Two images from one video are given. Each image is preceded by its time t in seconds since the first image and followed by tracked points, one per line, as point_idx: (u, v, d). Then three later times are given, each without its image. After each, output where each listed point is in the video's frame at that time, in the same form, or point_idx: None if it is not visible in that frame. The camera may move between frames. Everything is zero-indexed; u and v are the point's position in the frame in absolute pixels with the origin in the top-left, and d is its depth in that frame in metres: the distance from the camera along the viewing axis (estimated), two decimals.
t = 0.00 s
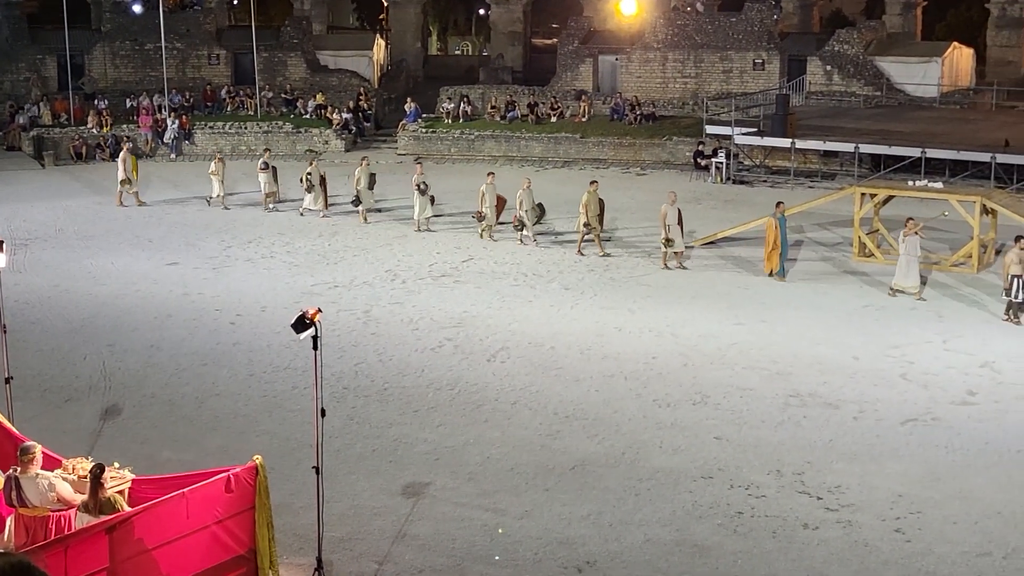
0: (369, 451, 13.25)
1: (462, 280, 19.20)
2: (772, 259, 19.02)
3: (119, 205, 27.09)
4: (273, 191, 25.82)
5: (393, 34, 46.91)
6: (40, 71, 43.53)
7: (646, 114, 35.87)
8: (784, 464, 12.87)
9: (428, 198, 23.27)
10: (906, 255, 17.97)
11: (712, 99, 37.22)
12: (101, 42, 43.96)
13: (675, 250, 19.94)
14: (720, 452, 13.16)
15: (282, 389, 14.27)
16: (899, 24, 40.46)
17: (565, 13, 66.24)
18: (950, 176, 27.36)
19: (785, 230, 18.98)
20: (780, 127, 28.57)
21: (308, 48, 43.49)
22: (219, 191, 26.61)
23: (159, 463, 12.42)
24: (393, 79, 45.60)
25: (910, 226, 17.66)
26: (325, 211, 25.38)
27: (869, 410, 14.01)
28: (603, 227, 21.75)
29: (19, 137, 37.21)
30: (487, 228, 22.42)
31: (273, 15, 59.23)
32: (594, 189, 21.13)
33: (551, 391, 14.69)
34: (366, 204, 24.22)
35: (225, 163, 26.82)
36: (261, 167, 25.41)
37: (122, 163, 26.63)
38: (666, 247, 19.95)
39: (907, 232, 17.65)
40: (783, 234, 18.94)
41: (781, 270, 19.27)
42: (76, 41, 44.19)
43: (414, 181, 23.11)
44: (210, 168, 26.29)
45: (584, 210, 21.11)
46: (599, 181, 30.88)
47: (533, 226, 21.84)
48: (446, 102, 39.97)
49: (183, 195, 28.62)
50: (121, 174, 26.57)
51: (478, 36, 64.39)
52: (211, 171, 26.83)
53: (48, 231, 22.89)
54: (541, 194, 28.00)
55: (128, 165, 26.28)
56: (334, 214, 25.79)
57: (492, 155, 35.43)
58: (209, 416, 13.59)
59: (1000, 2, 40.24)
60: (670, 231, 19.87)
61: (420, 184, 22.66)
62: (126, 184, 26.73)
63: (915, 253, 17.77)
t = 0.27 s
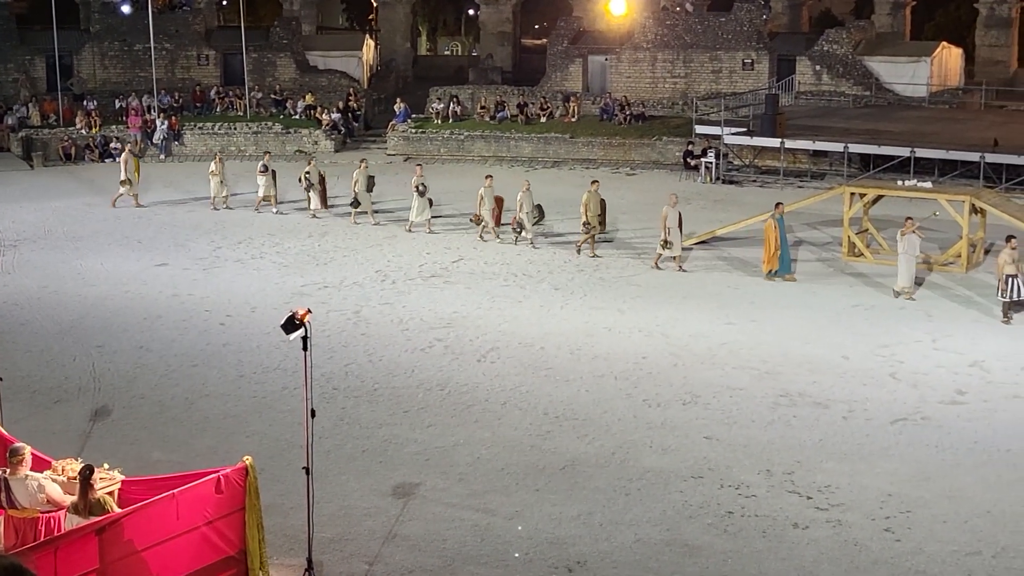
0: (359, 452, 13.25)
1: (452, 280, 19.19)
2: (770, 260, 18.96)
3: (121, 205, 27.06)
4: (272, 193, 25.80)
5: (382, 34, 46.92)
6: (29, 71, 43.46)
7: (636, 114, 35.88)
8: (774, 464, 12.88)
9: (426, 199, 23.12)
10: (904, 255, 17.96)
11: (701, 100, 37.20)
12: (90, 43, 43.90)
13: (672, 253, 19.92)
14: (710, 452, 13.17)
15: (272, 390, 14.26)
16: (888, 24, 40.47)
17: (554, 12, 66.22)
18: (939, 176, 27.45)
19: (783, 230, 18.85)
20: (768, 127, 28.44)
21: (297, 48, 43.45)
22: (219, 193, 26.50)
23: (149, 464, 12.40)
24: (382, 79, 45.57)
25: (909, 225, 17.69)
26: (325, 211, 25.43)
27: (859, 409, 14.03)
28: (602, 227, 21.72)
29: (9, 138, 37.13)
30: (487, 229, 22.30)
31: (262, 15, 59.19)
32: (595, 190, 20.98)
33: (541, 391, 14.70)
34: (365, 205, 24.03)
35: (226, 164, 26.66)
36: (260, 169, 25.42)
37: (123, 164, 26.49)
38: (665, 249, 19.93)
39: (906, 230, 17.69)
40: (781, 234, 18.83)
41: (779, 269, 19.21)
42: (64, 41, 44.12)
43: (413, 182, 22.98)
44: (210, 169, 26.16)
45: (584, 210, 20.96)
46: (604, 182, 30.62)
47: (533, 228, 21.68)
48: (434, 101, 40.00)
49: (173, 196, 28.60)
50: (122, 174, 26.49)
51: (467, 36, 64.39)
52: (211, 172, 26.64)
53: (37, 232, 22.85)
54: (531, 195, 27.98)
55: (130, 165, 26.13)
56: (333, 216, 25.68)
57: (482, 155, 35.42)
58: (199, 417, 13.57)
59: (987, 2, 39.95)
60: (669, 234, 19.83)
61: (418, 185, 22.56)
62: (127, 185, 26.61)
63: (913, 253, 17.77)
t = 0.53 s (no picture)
0: (345, 452, 13.24)
1: (438, 280, 19.20)
2: (766, 261, 18.92)
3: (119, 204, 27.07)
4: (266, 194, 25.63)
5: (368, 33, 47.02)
6: (12, 71, 43.35)
7: (621, 114, 35.96)
8: (759, 463, 12.89)
9: (421, 199, 23.03)
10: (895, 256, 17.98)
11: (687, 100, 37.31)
12: (74, 42, 43.82)
13: (665, 252, 19.84)
14: (695, 452, 13.18)
15: (258, 390, 14.25)
16: (873, 24, 40.48)
17: (539, 12, 66.25)
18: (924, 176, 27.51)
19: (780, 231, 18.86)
20: (753, 128, 28.38)
21: (282, 49, 43.44)
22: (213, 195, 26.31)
23: (134, 465, 12.38)
24: (368, 79, 45.59)
25: (898, 226, 17.74)
26: (319, 213, 25.18)
27: (844, 409, 14.05)
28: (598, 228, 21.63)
29: None
30: (482, 231, 22.23)
31: (247, 15, 59.20)
32: (589, 190, 20.93)
33: (526, 391, 14.70)
34: (359, 206, 23.85)
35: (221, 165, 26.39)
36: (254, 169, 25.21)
37: (119, 163, 26.50)
38: (659, 248, 19.82)
39: (895, 231, 17.75)
40: (779, 235, 18.81)
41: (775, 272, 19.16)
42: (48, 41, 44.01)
43: (407, 183, 22.91)
44: (206, 171, 26.01)
45: (578, 211, 20.90)
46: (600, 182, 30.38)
47: (528, 229, 21.59)
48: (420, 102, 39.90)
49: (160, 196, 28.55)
50: (119, 173, 26.48)
51: (451, 36, 64.51)
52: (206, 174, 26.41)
53: (22, 233, 22.81)
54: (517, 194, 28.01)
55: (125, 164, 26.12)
56: (327, 217, 25.46)
57: (467, 155, 35.46)
58: (185, 417, 13.55)
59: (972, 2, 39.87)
60: (663, 233, 19.79)
61: (412, 186, 22.51)
62: (122, 183, 26.59)
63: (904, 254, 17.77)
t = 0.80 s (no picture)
0: (321, 452, 13.22)
1: (415, 280, 19.19)
2: (753, 262, 18.87)
3: (100, 205, 26.87)
4: (252, 195, 25.39)
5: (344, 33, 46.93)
6: None
7: (598, 114, 35.99)
8: (736, 463, 12.92)
9: (406, 200, 22.93)
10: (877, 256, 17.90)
11: (663, 100, 37.34)
12: (49, 42, 43.65)
13: (653, 255, 19.73)
14: (672, 451, 13.19)
15: (233, 391, 14.22)
16: (848, 24, 40.59)
17: (516, 13, 66.32)
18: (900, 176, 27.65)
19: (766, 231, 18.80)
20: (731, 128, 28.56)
21: (258, 48, 43.36)
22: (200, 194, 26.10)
23: (109, 466, 12.33)
24: (343, 79, 45.52)
25: (880, 228, 17.61)
26: (304, 213, 25.05)
27: (820, 408, 14.09)
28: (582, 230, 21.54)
29: None
30: (468, 232, 22.14)
31: (223, 16, 59.11)
32: (574, 192, 20.85)
33: (502, 391, 14.70)
34: (343, 207, 23.71)
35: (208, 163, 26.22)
36: (239, 170, 24.93)
37: (106, 164, 26.45)
38: (645, 251, 19.76)
39: (877, 233, 17.63)
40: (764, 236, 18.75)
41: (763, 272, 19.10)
42: (25, 41, 43.81)
43: (391, 185, 22.81)
44: (192, 173, 25.78)
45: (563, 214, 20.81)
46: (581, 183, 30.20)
47: (514, 231, 21.51)
48: (397, 101, 39.77)
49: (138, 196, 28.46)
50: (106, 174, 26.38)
51: (428, 36, 64.52)
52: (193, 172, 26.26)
53: None
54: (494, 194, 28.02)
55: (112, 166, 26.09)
56: (312, 218, 25.27)
57: (444, 156, 35.49)
58: (160, 418, 13.52)
59: (946, 2, 39.92)
60: (649, 236, 19.66)
61: (397, 187, 22.40)
62: (107, 185, 26.48)
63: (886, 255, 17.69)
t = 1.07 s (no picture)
0: (301, 452, 13.19)
1: (395, 280, 19.17)
2: (743, 264, 18.88)
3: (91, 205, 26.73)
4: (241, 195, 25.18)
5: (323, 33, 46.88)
6: None
7: (577, 114, 36.03)
8: (715, 462, 12.94)
9: (394, 200, 22.89)
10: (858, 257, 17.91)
11: (642, 99, 37.40)
12: (26, 41, 43.50)
13: (643, 255, 19.76)
14: (651, 451, 13.21)
15: (212, 391, 14.20)
16: (827, 24, 40.72)
17: (496, 12, 66.35)
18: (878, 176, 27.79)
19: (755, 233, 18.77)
20: (709, 127, 28.59)
21: (237, 47, 43.32)
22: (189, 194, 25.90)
23: (87, 467, 12.29)
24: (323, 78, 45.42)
25: (863, 229, 17.62)
26: (293, 215, 24.62)
27: (799, 407, 14.13)
28: (570, 232, 21.49)
29: None
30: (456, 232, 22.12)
31: (202, 15, 59.05)
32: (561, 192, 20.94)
33: (482, 390, 14.70)
34: (330, 208, 23.58)
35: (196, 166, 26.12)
36: (228, 169, 24.69)
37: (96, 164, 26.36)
38: (637, 251, 19.72)
39: (860, 234, 17.64)
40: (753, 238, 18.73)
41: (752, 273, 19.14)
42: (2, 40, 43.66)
43: (379, 184, 22.76)
44: (181, 173, 25.58)
45: (552, 213, 20.85)
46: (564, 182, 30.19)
47: (503, 230, 21.52)
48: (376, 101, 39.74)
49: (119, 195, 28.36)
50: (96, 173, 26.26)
51: (408, 35, 64.55)
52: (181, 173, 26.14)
53: None
54: (475, 194, 28.02)
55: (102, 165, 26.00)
56: (302, 219, 25.02)
57: (423, 155, 35.52)
58: (139, 419, 13.48)
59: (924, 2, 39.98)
60: (640, 235, 19.63)
61: (386, 188, 22.34)
62: (98, 184, 26.38)
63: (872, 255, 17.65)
